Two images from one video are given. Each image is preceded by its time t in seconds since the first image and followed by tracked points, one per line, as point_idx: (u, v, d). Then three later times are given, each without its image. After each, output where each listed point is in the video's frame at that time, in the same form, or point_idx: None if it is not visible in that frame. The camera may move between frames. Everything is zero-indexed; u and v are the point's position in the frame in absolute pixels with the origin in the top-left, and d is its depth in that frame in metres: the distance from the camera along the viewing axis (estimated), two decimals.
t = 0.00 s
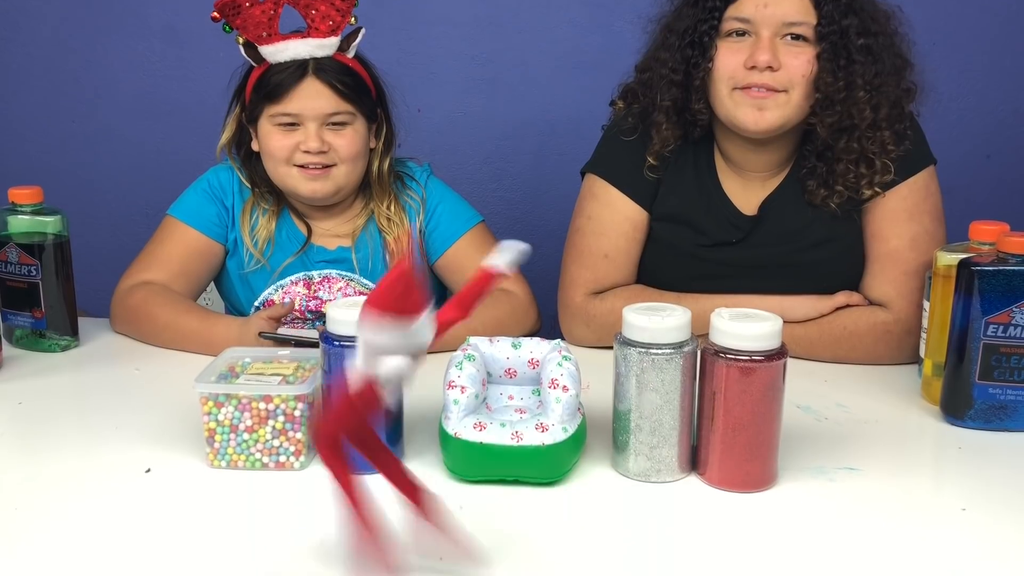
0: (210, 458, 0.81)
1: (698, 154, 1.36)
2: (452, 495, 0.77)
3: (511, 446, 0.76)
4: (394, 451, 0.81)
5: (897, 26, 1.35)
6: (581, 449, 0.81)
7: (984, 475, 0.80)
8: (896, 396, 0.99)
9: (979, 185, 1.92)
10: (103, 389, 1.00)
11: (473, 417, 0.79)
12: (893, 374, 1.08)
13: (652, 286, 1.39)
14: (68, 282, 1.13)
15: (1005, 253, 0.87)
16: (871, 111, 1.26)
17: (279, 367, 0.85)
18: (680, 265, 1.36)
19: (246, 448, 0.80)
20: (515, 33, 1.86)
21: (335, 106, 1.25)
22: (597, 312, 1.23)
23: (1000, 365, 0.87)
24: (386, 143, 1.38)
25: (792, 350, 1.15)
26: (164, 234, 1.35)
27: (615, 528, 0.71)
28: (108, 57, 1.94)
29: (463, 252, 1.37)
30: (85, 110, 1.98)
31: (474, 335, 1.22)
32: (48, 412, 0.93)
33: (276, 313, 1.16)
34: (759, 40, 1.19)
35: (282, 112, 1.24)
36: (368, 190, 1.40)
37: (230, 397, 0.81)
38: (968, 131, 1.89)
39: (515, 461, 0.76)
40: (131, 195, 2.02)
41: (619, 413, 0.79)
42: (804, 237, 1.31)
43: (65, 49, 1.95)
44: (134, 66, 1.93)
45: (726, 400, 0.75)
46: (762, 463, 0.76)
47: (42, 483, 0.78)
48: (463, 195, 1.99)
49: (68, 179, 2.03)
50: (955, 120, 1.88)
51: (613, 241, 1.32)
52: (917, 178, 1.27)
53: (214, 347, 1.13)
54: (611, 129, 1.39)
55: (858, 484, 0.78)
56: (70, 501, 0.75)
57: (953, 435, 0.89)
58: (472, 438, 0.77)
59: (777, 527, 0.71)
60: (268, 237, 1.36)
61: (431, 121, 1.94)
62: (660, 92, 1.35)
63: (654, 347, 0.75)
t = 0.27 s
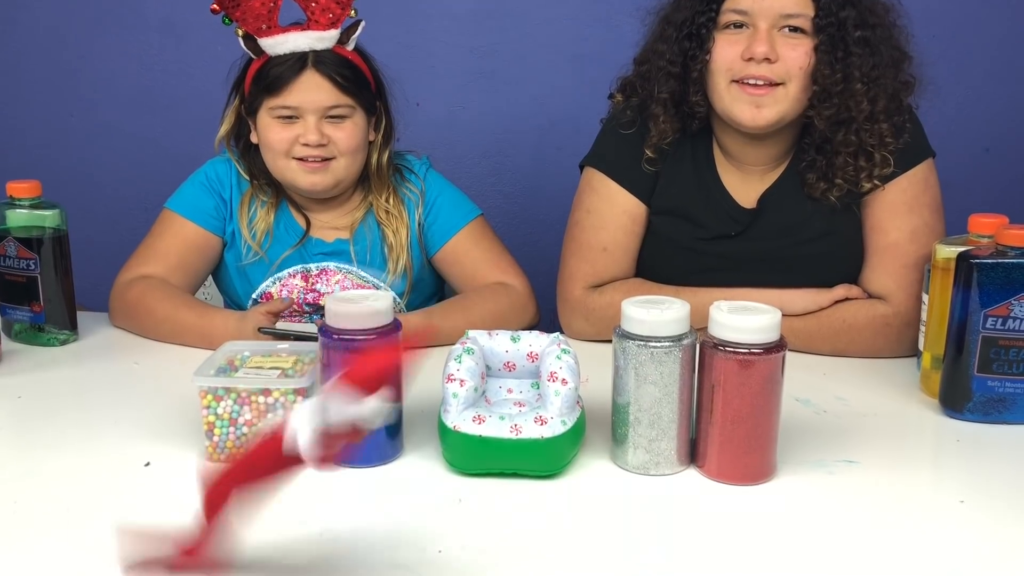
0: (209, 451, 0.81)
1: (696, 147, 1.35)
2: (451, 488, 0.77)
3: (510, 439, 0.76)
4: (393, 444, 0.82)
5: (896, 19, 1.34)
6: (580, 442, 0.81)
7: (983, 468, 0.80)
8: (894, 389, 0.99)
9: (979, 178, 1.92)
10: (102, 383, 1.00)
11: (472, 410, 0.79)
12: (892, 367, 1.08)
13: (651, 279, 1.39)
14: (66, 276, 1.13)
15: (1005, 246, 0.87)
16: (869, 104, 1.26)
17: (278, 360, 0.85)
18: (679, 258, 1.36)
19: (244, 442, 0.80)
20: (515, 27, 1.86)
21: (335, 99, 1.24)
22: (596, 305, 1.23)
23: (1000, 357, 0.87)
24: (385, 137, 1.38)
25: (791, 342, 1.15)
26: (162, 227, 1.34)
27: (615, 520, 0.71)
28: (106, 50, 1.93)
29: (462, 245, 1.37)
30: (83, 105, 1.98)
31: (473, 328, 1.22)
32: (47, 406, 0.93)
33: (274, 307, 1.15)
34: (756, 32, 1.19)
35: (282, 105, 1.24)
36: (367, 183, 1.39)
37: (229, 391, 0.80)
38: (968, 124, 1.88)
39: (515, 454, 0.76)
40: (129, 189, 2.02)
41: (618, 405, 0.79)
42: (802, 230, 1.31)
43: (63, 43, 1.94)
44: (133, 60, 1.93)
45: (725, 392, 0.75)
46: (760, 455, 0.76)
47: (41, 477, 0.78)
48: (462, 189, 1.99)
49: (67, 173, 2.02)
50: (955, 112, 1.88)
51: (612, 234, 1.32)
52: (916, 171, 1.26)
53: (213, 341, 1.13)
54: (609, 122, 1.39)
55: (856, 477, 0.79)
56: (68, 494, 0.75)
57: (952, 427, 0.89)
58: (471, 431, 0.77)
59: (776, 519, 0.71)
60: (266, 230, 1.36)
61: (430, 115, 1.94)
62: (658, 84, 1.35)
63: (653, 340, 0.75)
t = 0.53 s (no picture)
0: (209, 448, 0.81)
1: (694, 143, 1.35)
2: (450, 484, 0.77)
3: (508, 436, 0.76)
4: (391, 440, 0.82)
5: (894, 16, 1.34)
6: (579, 439, 0.81)
7: (981, 463, 0.80)
8: (892, 385, 1.00)
9: (977, 173, 1.92)
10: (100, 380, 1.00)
11: (470, 406, 0.79)
12: (890, 363, 1.08)
13: (649, 275, 1.40)
14: (65, 272, 1.13)
15: (1002, 242, 0.88)
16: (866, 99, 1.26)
17: (276, 357, 0.85)
18: (677, 254, 1.36)
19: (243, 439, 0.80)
20: (513, 22, 1.86)
21: (330, 97, 1.24)
22: (594, 301, 1.23)
23: (998, 353, 0.87)
24: (382, 133, 1.38)
25: (788, 337, 1.16)
26: (160, 224, 1.35)
27: (613, 516, 0.72)
28: (104, 47, 1.93)
29: (461, 242, 1.37)
30: (81, 102, 1.98)
31: (472, 325, 1.22)
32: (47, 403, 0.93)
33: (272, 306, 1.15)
34: (753, 27, 1.19)
35: (278, 103, 1.24)
36: (364, 179, 1.39)
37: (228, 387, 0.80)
38: (967, 119, 1.88)
39: (514, 451, 0.76)
40: (128, 186, 2.02)
41: (616, 402, 0.79)
42: (801, 226, 1.31)
43: (61, 40, 1.94)
44: (131, 57, 1.93)
45: (722, 388, 0.75)
46: (758, 451, 0.77)
47: (40, 474, 0.78)
48: (460, 185, 1.99)
49: (65, 171, 2.02)
50: (953, 108, 1.88)
51: (610, 230, 1.32)
52: (914, 166, 1.26)
53: (212, 338, 1.13)
54: (607, 118, 1.39)
55: (855, 473, 0.79)
56: (66, 492, 0.75)
57: (950, 423, 0.89)
58: (469, 428, 0.77)
59: (775, 515, 0.72)
60: (264, 226, 1.36)
61: (428, 111, 1.94)
62: (655, 80, 1.35)
63: (651, 336, 0.75)
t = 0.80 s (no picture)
0: (208, 447, 0.81)
1: (693, 141, 1.35)
2: (450, 482, 0.77)
3: (507, 434, 0.76)
4: (391, 439, 0.82)
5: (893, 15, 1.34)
6: (579, 437, 0.81)
7: (981, 461, 0.80)
8: (891, 382, 1.00)
9: (977, 171, 1.92)
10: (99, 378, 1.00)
11: (470, 405, 0.79)
12: (890, 360, 1.08)
13: (648, 273, 1.40)
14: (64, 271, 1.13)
15: (1002, 239, 0.88)
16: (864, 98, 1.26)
17: (276, 356, 0.84)
18: (677, 252, 1.36)
19: (243, 437, 0.80)
20: (512, 21, 1.86)
21: (329, 98, 1.24)
22: (594, 300, 1.24)
23: (997, 351, 0.87)
24: (382, 132, 1.38)
25: (786, 335, 1.16)
26: (160, 223, 1.34)
27: (613, 514, 0.72)
28: (103, 46, 1.93)
29: (461, 240, 1.37)
30: (80, 101, 1.98)
31: (472, 323, 1.22)
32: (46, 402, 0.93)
33: (273, 303, 1.16)
34: (751, 25, 1.19)
35: (276, 104, 1.24)
36: (364, 178, 1.39)
37: (228, 386, 0.80)
38: (966, 117, 1.88)
39: (514, 449, 0.76)
40: (127, 185, 2.02)
41: (615, 400, 0.79)
42: (801, 224, 1.31)
43: (59, 38, 1.94)
44: (130, 56, 1.93)
45: (722, 386, 0.75)
46: (758, 449, 0.77)
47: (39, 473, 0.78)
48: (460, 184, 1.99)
49: (64, 170, 2.02)
50: (953, 105, 1.88)
51: (610, 229, 1.32)
52: (914, 164, 1.26)
53: (212, 336, 1.14)
54: (606, 116, 1.39)
55: (854, 471, 0.79)
56: (62, 490, 0.75)
57: (949, 420, 0.89)
58: (468, 427, 0.77)
59: (774, 513, 0.72)
60: (264, 225, 1.36)
61: (427, 110, 1.93)
62: (653, 78, 1.35)
63: (651, 334, 0.75)
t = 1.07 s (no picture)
0: (209, 446, 0.81)
1: (692, 140, 1.35)
2: (451, 481, 0.77)
3: (507, 432, 0.76)
4: (391, 438, 0.82)
5: (891, 12, 1.30)
6: (579, 436, 0.81)
7: (980, 460, 0.80)
8: (891, 381, 1.00)
9: (977, 170, 1.92)
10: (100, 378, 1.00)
11: (470, 403, 0.79)
12: (890, 359, 1.08)
13: (647, 272, 1.40)
14: (64, 270, 1.13)
15: (1002, 238, 0.88)
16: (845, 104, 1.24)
17: (276, 354, 0.85)
18: (676, 251, 1.36)
19: (243, 436, 0.80)
20: (512, 20, 1.86)
21: (330, 100, 1.24)
22: (594, 298, 1.24)
23: (997, 349, 0.87)
24: (382, 132, 1.37)
25: (787, 334, 1.16)
26: (160, 222, 1.34)
27: (614, 512, 0.72)
28: (103, 46, 1.93)
29: (461, 239, 1.37)
30: (79, 99, 1.97)
31: (471, 321, 1.22)
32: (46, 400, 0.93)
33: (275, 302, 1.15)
34: (729, 30, 1.19)
35: (278, 106, 1.23)
36: (364, 179, 1.39)
37: (227, 385, 0.80)
38: (966, 116, 1.88)
39: (515, 448, 0.76)
40: (127, 184, 2.02)
41: (615, 399, 0.79)
42: (800, 224, 1.31)
43: (59, 37, 1.94)
44: (129, 55, 1.93)
45: (721, 385, 0.75)
46: (758, 448, 0.77)
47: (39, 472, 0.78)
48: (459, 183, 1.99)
49: (64, 169, 2.02)
50: (953, 104, 1.88)
51: (610, 228, 1.32)
52: (911, 165, 1.26)
53: (212, 335, 1.14)
54: (605, 116, 1.40)
55: (854, 469, 0.79)
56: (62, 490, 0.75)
57: (949, 419, 0.89)
58: (469, 425, 0.77)
59: (775, 512, 0.72)
60: (264, 225, 1.36)
61: (427, 109, 1.93)
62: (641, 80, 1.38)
63: (651, 333, 0.75)
